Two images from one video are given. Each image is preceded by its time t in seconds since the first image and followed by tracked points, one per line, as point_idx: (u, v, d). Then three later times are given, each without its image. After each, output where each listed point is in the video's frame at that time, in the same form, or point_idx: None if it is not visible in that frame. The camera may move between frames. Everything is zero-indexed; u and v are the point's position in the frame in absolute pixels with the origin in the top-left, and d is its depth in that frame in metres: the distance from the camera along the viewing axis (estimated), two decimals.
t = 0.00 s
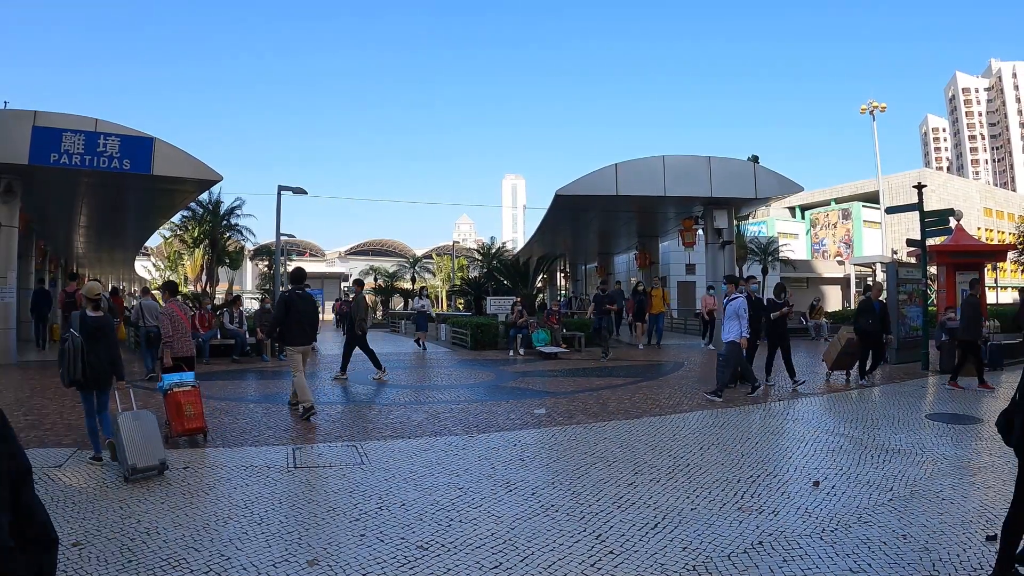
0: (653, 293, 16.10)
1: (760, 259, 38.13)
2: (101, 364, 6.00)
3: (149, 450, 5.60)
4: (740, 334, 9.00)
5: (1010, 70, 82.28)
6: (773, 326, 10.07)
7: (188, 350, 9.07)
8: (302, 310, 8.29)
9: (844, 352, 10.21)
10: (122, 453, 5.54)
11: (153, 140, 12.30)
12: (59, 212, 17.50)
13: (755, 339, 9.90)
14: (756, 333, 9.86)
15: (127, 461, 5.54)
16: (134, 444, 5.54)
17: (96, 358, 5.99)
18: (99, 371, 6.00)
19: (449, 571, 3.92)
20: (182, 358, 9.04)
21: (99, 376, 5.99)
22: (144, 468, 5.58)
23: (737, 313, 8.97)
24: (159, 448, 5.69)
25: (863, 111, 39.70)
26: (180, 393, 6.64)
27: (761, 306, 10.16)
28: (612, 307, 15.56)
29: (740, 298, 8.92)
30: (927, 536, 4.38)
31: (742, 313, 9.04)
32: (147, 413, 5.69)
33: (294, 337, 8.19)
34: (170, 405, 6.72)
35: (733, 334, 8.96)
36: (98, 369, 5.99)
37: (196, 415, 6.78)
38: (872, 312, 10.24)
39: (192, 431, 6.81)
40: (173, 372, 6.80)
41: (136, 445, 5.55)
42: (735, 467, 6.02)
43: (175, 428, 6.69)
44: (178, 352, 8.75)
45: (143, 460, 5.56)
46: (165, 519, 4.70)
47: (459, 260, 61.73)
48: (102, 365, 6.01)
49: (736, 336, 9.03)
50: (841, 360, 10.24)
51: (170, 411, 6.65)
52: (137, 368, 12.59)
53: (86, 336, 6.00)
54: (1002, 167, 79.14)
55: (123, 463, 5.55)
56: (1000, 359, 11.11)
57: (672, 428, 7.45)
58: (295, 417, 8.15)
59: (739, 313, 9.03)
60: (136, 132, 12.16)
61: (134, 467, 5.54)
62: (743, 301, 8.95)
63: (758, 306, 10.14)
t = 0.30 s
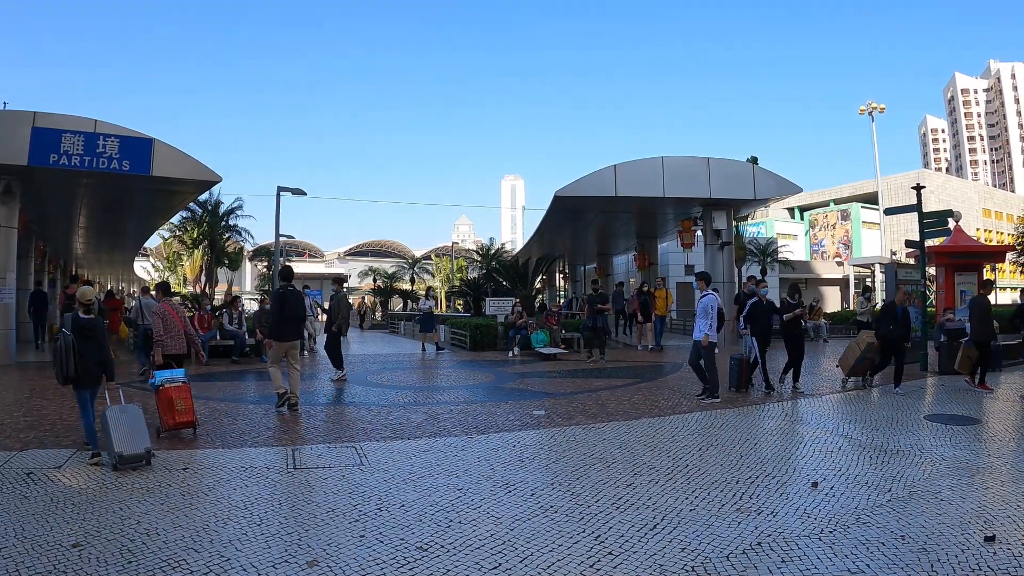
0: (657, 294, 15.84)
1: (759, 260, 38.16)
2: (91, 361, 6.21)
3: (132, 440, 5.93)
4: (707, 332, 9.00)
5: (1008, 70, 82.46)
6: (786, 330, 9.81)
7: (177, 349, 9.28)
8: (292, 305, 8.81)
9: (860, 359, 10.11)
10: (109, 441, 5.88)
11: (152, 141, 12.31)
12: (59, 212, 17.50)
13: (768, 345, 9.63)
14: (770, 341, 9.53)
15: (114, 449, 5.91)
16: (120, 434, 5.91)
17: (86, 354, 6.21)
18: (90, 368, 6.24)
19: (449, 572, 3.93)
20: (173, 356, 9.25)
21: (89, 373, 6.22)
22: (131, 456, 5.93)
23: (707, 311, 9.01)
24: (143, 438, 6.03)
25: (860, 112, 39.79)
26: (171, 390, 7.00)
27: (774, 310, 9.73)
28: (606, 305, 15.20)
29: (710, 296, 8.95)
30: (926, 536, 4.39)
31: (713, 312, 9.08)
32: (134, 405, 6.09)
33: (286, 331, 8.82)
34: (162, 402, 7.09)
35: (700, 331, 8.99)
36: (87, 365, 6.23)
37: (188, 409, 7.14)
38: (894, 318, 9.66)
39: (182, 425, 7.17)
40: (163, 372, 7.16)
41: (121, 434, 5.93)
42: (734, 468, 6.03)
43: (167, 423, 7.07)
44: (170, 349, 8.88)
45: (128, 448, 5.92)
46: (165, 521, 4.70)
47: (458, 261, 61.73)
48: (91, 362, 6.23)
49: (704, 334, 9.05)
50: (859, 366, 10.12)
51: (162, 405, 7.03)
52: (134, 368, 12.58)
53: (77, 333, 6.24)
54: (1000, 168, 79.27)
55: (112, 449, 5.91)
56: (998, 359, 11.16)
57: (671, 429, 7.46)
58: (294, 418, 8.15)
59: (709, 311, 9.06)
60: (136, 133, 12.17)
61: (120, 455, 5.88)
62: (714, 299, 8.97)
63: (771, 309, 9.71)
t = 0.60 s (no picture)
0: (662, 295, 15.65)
1: (758, 261, 38.18)
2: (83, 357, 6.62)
3: (120, 431, 6.27)
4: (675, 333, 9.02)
5: (1007, 71, 82.54)
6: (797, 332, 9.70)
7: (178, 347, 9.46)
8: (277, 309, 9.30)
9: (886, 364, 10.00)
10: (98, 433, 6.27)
11: (151, 141, 12.32)
12: (58, 213, 17.50)
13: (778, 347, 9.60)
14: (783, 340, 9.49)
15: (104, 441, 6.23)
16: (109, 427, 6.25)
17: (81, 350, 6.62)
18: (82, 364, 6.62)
19: (449, 573, 3.94)
20: (170, 355, 9.35)
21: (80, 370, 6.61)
22: (120, 447, 6.25)
23: (676, 312, 9.07)
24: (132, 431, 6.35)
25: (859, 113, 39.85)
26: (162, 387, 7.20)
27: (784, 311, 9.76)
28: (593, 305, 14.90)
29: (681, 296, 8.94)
30: (925, 537, 4.40)
31: (682, 314, 9.12)
32: (124, 400, 6.41)
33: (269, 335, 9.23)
34: (152, 397, 7.34)
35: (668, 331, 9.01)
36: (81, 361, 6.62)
37: (176, 405, 7.34)
38: (919, 318, 9.60)
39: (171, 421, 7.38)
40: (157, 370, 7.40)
41: (110, 426, 6.26)
42: (733, 468, 6.05)
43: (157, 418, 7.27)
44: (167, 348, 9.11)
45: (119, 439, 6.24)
46: (164, 522, 4.70)
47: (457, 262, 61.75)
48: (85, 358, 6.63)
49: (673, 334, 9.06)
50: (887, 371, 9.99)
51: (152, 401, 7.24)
52: (133, 369, 12.58)
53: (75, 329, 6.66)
54: (999, 168, 79.38)
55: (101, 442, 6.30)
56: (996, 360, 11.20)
57: (670, 429, 7.49)
58: (294, 419, 8.14)
59: (677, 313, 9.13)
60: (136, 134, 12.18)
61: (109, 448, 6.21)
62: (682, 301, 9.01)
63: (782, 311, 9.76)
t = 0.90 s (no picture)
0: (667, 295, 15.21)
1: (757, 262, 38.18)
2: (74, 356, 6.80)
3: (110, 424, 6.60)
4: (648, 334, 8.97)
5: (1005, 72, 82.66)
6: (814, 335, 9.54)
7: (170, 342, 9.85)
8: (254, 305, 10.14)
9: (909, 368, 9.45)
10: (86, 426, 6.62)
11: (151, 143, 12.32)
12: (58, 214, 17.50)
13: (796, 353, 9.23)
14: (801, 347, 9.15)
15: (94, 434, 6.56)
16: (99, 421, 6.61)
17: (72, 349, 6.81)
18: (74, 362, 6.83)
19: (449, 574, 3.93)
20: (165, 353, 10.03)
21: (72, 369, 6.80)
22: (109, 440, 6.54)
23: (648, 312, 8.99)
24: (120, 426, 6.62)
25: (858, 114, 39.85)
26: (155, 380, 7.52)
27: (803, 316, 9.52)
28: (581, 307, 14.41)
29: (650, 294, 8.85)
30: (924, 538, 4.39)
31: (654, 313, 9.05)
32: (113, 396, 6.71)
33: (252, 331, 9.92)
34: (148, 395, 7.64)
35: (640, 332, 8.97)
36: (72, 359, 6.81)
37: (170, 402, 7.58)
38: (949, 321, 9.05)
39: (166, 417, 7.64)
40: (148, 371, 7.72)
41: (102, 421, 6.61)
42: (732, 469, 6.05)
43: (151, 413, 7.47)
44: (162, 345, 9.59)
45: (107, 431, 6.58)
46: (164, 523, 4.70)
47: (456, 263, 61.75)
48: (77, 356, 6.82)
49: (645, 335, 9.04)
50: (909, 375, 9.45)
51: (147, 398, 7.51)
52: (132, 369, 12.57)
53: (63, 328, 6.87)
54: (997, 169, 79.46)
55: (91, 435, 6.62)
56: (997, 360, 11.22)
57: (670, 430, 7.49)
58: (293, 421, 8.12)
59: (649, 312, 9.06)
60: (136, 135, 12.18)
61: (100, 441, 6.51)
62: (653, 301, 8.92)
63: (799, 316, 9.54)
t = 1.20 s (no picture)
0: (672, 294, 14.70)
1: (756, 263, 38.16)
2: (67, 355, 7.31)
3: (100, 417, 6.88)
4: (616, 336, 8.98)
5: (1004, 73, 82.82)
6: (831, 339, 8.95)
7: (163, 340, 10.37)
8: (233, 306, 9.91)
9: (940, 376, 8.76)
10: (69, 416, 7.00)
11: (150, 144, 12.32)
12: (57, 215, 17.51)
13: (813, 355, 8.80)
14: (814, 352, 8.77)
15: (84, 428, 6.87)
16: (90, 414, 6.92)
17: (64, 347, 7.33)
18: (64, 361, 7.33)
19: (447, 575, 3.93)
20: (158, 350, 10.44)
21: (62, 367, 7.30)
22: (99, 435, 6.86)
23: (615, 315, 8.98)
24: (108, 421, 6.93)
25: (858, 114, 39.87)
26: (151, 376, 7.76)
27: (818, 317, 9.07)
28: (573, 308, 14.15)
29: (617, 298, 8.78)
30: (923, 539, 4.39)
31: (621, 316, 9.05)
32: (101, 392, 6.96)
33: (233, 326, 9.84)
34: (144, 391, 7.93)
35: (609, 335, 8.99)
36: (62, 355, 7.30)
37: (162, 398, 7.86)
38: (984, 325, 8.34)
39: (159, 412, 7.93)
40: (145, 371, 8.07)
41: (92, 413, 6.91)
42: (732, 470, 6.05)
43: (145, 410, 7.86)
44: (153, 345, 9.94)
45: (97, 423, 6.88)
46: (162, 524, 4.70)
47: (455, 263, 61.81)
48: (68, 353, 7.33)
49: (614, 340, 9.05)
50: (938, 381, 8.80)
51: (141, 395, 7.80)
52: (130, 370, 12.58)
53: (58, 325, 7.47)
54: (996, 170, 79.57)
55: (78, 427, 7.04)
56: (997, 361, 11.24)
57: (669, 432, 7.48)
58: (293, 421, 8.12)
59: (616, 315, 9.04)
60: (135, 136, 12.18)
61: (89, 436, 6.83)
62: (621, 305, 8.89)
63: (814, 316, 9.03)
